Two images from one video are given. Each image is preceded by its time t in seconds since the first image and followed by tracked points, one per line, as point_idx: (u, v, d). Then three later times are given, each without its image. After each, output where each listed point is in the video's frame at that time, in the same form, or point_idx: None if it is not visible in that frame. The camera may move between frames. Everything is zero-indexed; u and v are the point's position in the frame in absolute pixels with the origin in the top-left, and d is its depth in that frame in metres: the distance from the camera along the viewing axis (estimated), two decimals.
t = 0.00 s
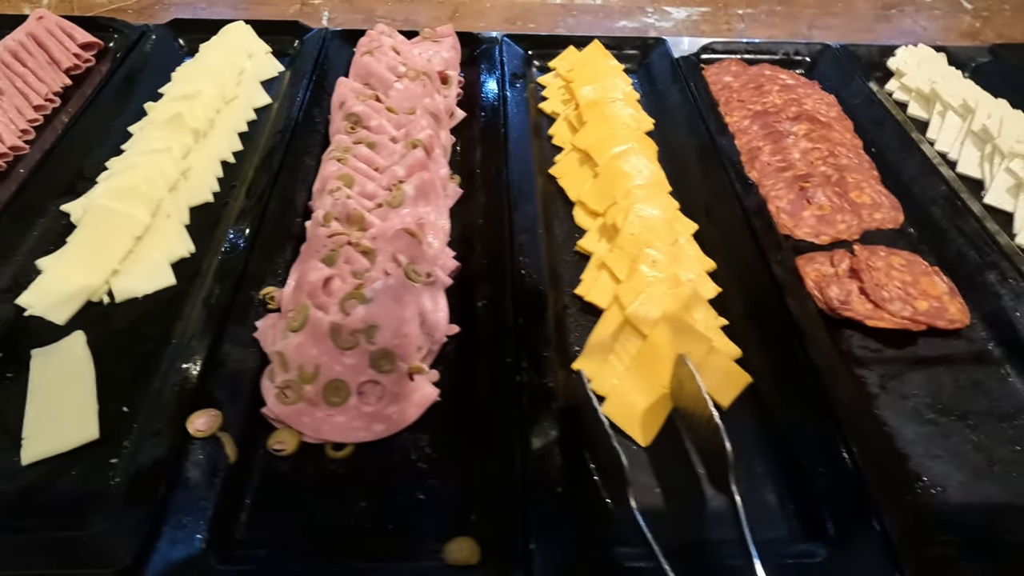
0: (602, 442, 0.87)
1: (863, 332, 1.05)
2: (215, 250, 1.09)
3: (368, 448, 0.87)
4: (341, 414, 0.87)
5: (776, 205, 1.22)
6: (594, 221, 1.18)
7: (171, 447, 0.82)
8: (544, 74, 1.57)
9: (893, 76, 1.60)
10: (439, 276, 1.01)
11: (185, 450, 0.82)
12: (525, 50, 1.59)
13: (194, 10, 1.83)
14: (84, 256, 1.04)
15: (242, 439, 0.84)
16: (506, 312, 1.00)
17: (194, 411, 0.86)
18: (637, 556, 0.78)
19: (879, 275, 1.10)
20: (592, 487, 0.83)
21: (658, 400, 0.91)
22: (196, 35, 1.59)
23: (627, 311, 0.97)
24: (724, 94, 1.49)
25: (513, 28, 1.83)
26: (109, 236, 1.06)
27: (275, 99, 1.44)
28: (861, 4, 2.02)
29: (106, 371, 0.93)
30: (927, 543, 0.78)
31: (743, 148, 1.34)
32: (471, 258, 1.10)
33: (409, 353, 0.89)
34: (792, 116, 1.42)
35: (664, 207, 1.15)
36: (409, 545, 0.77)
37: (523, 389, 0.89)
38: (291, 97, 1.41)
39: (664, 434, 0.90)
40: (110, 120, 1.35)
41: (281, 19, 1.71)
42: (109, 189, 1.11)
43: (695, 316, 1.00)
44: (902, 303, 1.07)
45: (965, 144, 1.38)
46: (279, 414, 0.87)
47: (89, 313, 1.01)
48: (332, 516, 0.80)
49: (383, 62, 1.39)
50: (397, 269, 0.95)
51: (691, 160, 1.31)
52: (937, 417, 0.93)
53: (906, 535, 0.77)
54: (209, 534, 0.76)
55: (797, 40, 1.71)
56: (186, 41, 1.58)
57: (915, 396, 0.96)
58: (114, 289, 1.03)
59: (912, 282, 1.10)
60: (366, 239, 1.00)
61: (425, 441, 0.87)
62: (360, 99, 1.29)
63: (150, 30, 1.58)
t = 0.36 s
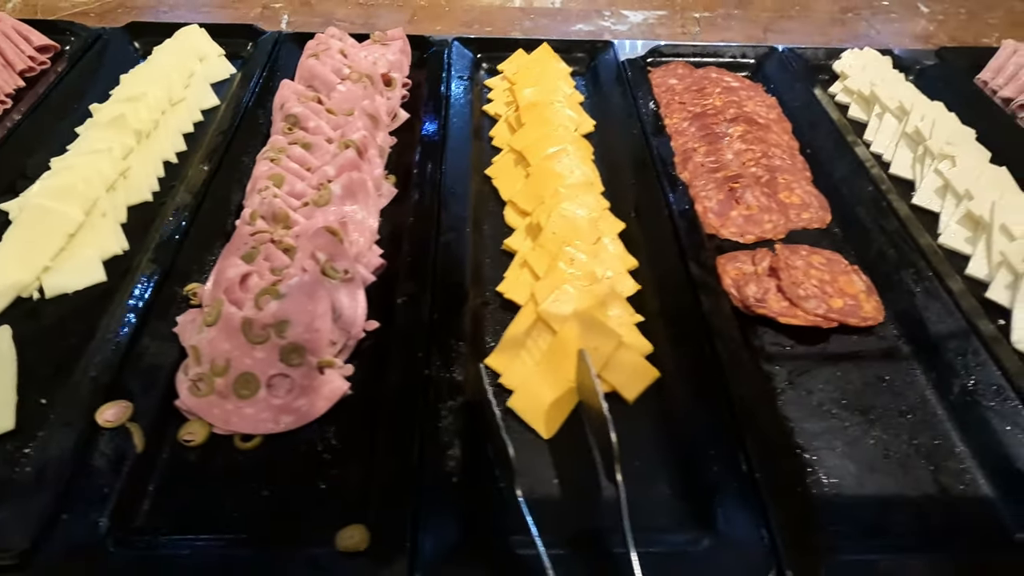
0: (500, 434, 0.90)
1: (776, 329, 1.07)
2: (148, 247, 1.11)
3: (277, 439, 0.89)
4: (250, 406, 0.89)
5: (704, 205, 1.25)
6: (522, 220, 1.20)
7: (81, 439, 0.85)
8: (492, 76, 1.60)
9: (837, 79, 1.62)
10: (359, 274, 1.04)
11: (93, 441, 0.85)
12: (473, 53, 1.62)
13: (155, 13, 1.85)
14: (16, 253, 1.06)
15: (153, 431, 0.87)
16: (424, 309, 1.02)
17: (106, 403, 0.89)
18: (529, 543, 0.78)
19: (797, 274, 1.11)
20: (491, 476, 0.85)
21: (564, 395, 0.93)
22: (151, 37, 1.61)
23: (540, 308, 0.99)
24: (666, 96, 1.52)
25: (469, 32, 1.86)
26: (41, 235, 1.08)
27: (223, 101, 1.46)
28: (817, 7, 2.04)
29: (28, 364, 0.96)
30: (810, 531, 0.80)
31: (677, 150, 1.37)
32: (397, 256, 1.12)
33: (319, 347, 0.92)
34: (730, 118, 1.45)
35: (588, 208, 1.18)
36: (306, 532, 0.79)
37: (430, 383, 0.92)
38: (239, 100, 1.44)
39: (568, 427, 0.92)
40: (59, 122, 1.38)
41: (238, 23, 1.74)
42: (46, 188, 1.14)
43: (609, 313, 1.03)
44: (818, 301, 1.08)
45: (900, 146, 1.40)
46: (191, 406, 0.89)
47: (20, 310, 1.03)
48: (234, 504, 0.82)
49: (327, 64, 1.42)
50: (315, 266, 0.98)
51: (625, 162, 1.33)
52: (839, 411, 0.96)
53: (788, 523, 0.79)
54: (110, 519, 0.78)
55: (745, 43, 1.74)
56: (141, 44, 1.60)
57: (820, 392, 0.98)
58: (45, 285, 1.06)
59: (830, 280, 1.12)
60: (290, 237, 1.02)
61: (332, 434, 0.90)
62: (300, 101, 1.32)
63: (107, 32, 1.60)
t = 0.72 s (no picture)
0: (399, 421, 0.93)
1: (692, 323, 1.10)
2: (80, 243, 1.13)
3: (189, 428, 0.91)
4: (162, 396, 0.91)
5: (634, 203, 1.27)
6: (452, 217, 1.22)
7: None
8: (440, 77, 1.62)
9: (783, 80, 1.64)
10: (281, 270, 1.06)
11: (3, 427, 0.88)
12: (423, 56, 1.65)
13: (116, 16, 1.88)
14: None
15: (66, 420, 0.90)
16: (343, 302, 1.04)
17: (24, 391, 0.92)
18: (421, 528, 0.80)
19: (717, 269, 1.13)
20: (392, 463, 0.87)
21: (473, 386, 0.94)
22: (106, 39, 1.64)
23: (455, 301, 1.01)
24: (608, 97, 1.54)
25: (425, 35, 1.89)
26: None
27: (172, 101, 1.49)
28: (774, 11, 2.06)
29: None
30: (698, 518, 0.83)
31: (613, 150, 1.39)
32: (324, 252, 1.15)
33: (233, 339, 0.94)
34: (669, 118, 1.47)
35: (517, 205, 1.21)
36: (205, 516, 0.81)
37: (340, 373, 0.94)
38: (186, 101, 1.46)
39: (474, 417, 0.94)
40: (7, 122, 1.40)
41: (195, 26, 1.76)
42: None
43: (525, 307, 1.05)
44: (735, 296, 1.10)
45: (834, 145, 1.41)
46: (105, 396, 0.91)
47: None
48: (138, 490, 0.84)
49: (271, 66, 1.44)
50: (235, 260, 1.00)
51: (559, 161, 1.36)
52: (745, 403, 0.98)
53: (674, 508, 0.81)
54: (15, 503, 0.82)
55: (695, 46, 1.76)
56: (96, 46, 1.63)
57: (727, 383, 1.01)
58: None
59: (749, 275, 1.14)
60: (214, 233, 1.04)
61: (243, 423, 0.92)
62: (242, 101, 1.34)
63: (61, 35, 1.63)
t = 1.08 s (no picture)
0: (305, 414, 0.94)
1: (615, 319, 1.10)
2: (9, 238, 1.14)
3: (96, 421, 0.92)
4: (70, 390, 0.92)
5: (568, 199, 1.27)
6: (383, 212, 1.22)
7: None
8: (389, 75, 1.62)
9: (734, 77, 1.63)
10: (202, 263, 1.06)
11: None
12: (374, 54, 1.65)
13: (75, 13, 1.89)
14: None
15: None
16: (262, 297, 1.05)
17: None
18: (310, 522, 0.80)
19: (642, 266, 1.13)
20: (291, 455, 0.88)
21: (382, 381, 0.95)
22: (59, 37, 1.65)
23: (371, 297, 1.01)
24: (555, 94, 1.54)
25: (383, 33, 1.88)
26: None
27: (119, 98, 1.50)
28: (737, 10, 2.05)
29: None
30: (596, 512, 0.84)
31: (553, 146, 1.39)
32: (251, 249, 1.15)
33: (143, 333, 0.95)
34: (613, 115, 1.46)
35: (449, 201, 1.21)
36: (99, 510, 0.82)
37: (250, 368, 0.95)
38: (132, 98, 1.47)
39: (382, 412, 0.94)
40: None
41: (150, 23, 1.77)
42: None
43: (446, 302, 1.05)
44: (658, 292, 1.10)
45: (776, 143, 1.41)
46: (13, 389, 0.92)
47: None
48: (38, 483, 0.85)
49: (216, 63, 1.44)
50: (153, 254, 1.01)
51: (498, 157, 1.36)
52: (655, 397, 0.99)
53: (567, 501, 0.82)
54: None
55: (650, 43, 1.75)
56: (48, 43, 1.64)
57: (640, 378, 1.01)
58: None
59: (675, 271, 1.14)
60: (136, 228, 1.04)
61: (150, 417, 0.92)
62: (182, 98, 1.35)
63: (14, 32, 1.64)
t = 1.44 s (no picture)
0: (224, 411, 0.94)
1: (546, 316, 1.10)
2: None
3: (14, 417, 0.92)
4: None
5: (508, 196, 1.27)
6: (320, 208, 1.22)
7: None
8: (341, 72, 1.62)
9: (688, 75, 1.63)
10: (130, 261, 1.06)
11: None
12: (327, 52, 1.65)
13: (33, 12, 1.89)
14: None
15: None
16: (189, 295, 1.07)
17: None
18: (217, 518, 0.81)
19: (576, 263, 1.13)
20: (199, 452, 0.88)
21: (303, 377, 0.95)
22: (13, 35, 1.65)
23: (297, 293, 1.01)
24: (505, 93, 1.54)
25: (342, 31, 1.88)
26: None
27: (69, 95, 1.49)
28: (699, 8, 2.05)
29: None
30: (503, 507, 0.83)
31: (499, 144, 1.39)
32: (186, 246, 1.15)
33: (63, 329, 0.95)
34: (561, 113, 1.46)
35: (387, 197, 1.20)
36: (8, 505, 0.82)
37: (170, 364, 0.97)
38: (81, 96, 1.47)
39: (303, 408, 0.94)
40: None
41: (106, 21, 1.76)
42: None
43: (375, 298, 1.05)
44: (590, 289, 1.10)
45: (723, 141, 1.41)
46: None
47: None
48: None
49: (163, 60, 1.44)
50: (78, 250, 1.01)
51: (442, 154, 1.35)
52: (578, 394, 0.99)
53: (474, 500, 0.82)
54: None
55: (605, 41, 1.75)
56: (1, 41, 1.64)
57: (565, 375, 1.01)
58: None
59: (610, 268, 1.13)
60: (65, 224, 1.04)
61: (68, 413, 0.92)
62: (126, 96, 1.35)
63: None
